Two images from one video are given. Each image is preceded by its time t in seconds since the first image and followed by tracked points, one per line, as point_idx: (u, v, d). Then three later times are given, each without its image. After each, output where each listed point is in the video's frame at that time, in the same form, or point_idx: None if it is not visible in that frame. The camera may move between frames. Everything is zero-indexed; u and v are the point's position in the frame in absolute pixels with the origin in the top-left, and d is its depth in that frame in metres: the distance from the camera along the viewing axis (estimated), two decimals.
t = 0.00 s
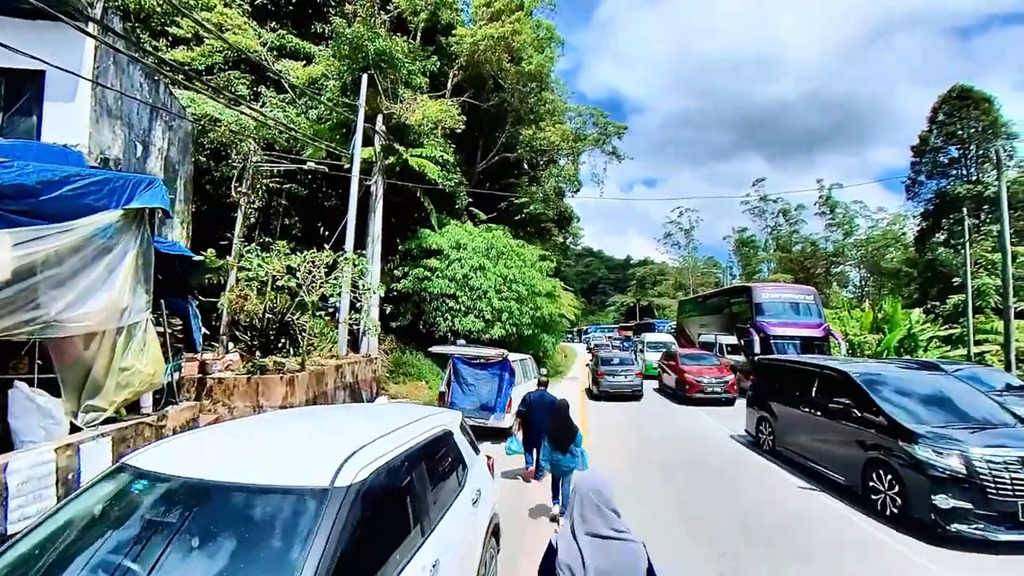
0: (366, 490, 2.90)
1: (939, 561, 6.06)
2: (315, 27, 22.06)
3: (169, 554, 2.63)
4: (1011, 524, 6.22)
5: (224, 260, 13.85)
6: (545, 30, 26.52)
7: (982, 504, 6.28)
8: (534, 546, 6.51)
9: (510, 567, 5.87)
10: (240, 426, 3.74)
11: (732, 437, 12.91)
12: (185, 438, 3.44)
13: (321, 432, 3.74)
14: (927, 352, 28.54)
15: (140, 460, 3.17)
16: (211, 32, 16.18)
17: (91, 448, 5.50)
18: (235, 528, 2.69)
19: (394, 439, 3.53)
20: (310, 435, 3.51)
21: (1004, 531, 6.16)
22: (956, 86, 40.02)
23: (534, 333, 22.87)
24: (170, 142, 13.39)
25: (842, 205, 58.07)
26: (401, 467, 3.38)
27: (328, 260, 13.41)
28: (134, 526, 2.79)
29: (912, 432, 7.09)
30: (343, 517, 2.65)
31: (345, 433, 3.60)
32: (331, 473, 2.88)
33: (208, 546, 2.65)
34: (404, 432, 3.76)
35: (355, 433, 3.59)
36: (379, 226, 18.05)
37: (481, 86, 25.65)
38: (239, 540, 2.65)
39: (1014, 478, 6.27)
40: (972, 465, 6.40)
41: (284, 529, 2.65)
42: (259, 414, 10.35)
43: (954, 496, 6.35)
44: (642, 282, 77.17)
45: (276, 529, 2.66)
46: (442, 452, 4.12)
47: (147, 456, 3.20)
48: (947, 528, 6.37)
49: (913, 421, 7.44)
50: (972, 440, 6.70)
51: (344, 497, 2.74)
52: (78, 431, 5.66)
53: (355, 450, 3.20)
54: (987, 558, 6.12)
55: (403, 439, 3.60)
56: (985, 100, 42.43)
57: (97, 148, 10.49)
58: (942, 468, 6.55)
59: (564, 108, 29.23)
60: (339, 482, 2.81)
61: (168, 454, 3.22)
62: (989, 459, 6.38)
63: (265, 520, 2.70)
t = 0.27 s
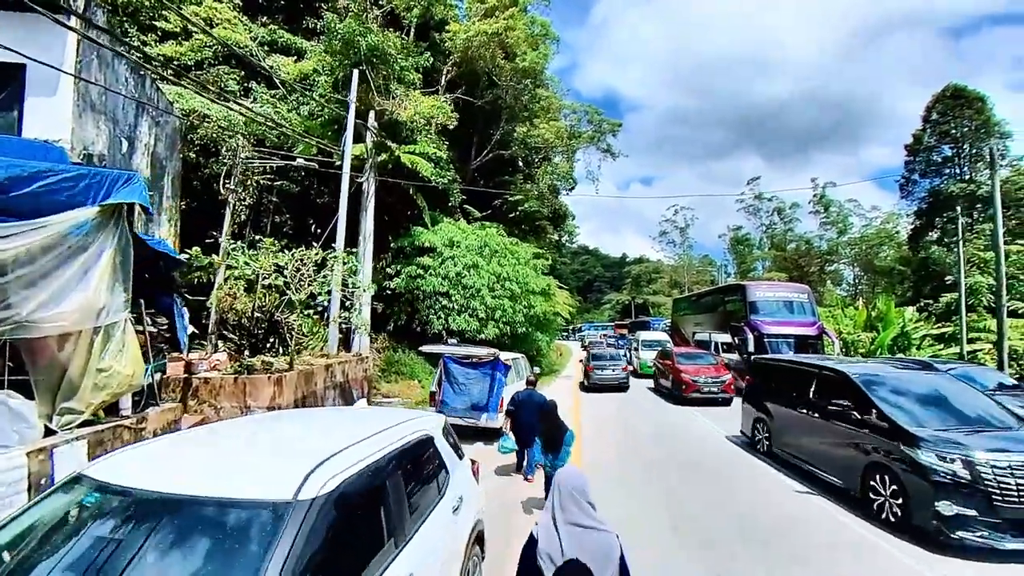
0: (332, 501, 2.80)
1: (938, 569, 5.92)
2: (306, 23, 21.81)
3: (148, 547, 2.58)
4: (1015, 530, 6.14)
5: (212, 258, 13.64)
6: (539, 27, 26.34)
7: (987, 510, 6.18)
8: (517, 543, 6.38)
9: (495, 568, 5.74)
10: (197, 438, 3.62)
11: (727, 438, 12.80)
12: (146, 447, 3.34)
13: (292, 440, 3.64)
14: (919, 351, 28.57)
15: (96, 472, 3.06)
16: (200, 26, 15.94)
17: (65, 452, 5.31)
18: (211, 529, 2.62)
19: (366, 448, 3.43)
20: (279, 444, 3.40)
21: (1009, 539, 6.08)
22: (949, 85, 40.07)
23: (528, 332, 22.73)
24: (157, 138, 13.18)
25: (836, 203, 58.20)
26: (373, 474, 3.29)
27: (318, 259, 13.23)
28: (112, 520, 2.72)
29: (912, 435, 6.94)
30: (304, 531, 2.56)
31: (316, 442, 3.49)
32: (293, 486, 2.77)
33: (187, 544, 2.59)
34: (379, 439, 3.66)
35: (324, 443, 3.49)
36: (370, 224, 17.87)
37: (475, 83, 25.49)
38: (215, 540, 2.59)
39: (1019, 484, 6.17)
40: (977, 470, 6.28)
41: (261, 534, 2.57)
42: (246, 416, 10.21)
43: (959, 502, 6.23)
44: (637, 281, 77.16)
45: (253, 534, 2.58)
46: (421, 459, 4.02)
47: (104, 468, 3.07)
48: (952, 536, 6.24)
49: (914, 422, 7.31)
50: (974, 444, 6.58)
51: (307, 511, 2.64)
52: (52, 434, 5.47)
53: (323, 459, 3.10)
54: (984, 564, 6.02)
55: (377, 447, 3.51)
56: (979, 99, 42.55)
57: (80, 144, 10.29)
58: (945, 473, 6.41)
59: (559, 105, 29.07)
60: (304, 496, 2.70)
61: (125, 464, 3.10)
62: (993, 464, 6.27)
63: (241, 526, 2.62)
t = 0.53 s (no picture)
0: (312, 506, 2.67)
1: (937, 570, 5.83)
2: (300, 17, 21.60)
3: (130, 545, 2.48)
4: None
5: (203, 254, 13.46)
6: (535, 23, 26.18)
7: (995, 513, 6.08)
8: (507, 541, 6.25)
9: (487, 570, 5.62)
10: (170, 443, 3.48)
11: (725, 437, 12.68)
12: (116, 452, 3.20)
13: (273, 444, 3.50)
14: (914, 348, 28.60)
15: (63, 477, 2.93)
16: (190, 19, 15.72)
17: (44, 453, 5.17)
18: (192, 531, 2.50)
19: (349, 450, 3.30)
20: (257, 448, 3.26)
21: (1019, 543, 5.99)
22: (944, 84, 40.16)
23: (523, 329, 22.60)
24: (146, 133, 12.98)
25: (830, 201, 58.29)
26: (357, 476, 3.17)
27: (309, 255, 13.06)
28: (91, 518, 2.61)
29: (918, 436, 6.81)
30: (280, 538, 2.43)
31: (296, 445, 3.36)
32: (268, 493, 2.63)
33: (168, 543, 2.49)
34: (363, 441, 3.53)
35: (303, 446, 3.36)
36: (364, 221, 17.69)
37: (470, 79, 25.35)
38: (198, 541, 2.47)
39: None
40: (985, 473, 6.17)
41: (243, 537, 2.45)
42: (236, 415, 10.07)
43: (968, 506, 6.13)
44: (633, 279, 77.15)
45: (235, 537, 2.46)
46: (409, 461, 3.89)
47: (72, 474, 2.93)
48: (961, 540, 6.13)
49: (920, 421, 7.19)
50: (982, 445, 6.47)
51: (282, 518, 2.51)
52: (31, 435, 5.33)
53: (302, 464, 2.96)
54: (983, 565, 5.93)
55: (360, 449, 3.38)
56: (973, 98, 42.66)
57: (66, 138, 10.10)
58: (952, 475, 6.30)
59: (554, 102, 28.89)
60: (280, 504, 2.57)
61: (94, 469, 2.95)
62: (1003, 467, 6.16)
63: (222, 529, 2.49)
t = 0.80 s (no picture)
0: (302, 510, 2.52)
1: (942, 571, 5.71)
2: (294, 11, 21.37)
3: (112, 550, 2.33)
4: None
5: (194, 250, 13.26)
6: (532, 19, 26.02)
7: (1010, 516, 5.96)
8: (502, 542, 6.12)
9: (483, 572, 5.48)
10: (148, 447, 3.30)
11: (725, 437, 12.54)
12: (93, 455, 3.03)
13: (261, 446, 3.35)
14: (909, 346, 28.62)
15: (39, 482, 2.76)
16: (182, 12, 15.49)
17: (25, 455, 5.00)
18: (178, 534, 2.34)
19: (340, 452, 3.14)
20: (242, 452, 3.10)
21: None
22: (938, 83, 40.27)
23: (520, 327, 22.46)
24: (136, 127, 12.77)
25: (826, 200, 58.41)
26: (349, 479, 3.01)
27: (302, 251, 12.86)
28: (72, 522, 2.46)
29: (929, 436, 6.70)
30: (267, 545, 2.27)
31: (281, 447, 3.21)
32: (252, 499, 2.45)
33: (153, 546, 2.33)
34: (356, 442, 3.38)
35: (288, 448, 3.20)
36: (359, 217, 17.50)
37: (467, 75, 25.23)
38: (185, 546, 2.31)
39: None
40: (1000, 475, 6.06)
41: (233, 541, 2.29)
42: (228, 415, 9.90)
43: (982, 509, 6.01)
44: (629, 276, 77.14)
45: (224, 540, 2.30)
46: (403, 463, 3.73)
47: (46, 479, 2.76)
48: (976, 543, 6.02)
49: (935, 423, 7.05)
50: (996, 447, 6.36)
51: (271, 523, 2.34)
52: (12, 435, 5.16)
53: (293, 465, 2.80)
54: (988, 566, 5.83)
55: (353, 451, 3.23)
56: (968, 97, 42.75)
57: (53, 131, 9.89)
58: (965, 477, 6.18)
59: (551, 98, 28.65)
60: (268, 510, 2.39)
61: (68, 475, 2.79)
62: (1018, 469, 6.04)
63: (210, 532, 2.33)
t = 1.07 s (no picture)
0: (281, 527, 2.30)
1: None
2: (287, 6, 21.10)
3: (84, 563, 2.12)
4: None
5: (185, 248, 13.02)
6: (528, 15, 25.80)
7: None
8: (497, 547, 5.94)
9: None
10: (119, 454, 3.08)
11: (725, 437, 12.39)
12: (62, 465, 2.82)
13: (240, 455, 3.13)
14: (906, 344, 28.57)
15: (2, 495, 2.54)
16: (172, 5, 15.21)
17: None
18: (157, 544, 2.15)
19: (324, 461, 2.92)
20: (218, 463, 2.88)
21: None
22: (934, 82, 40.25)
23: (516, 326, 22.28)
24: (125, 122, 12.52)
25: (821, 198, 58.41)
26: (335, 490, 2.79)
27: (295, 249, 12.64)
28: (37, 536, 2.24)
29: (944, 439, 6.53)
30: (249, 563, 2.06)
31: (261, 458, 2.99)
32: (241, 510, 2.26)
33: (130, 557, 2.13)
34: (342, 450, 3.16)
35: (267, 458, 2.97)
36: (354, 215, 17.28)
37: (463, 71, 25.06)
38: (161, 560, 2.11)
39: None
40: (1017, 481, 5.89)
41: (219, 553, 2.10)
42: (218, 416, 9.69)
43: (999, 516, 5.86)
44: (625, 275, 77.02)
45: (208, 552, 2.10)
46: (394, 470, 3.52)
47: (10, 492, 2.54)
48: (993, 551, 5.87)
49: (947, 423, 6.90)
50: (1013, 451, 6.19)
51: (243, 543, 2.12)
52: None
53: (272, 478, 2.58)
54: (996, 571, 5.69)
55: (339, 460, 3.01)
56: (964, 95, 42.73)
57: (38, 124, 9.65)
58: (982, 483, 6.02)
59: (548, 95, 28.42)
60: (240, 530, 2.16)
61: (28, 488, 2.58)
62: None
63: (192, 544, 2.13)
